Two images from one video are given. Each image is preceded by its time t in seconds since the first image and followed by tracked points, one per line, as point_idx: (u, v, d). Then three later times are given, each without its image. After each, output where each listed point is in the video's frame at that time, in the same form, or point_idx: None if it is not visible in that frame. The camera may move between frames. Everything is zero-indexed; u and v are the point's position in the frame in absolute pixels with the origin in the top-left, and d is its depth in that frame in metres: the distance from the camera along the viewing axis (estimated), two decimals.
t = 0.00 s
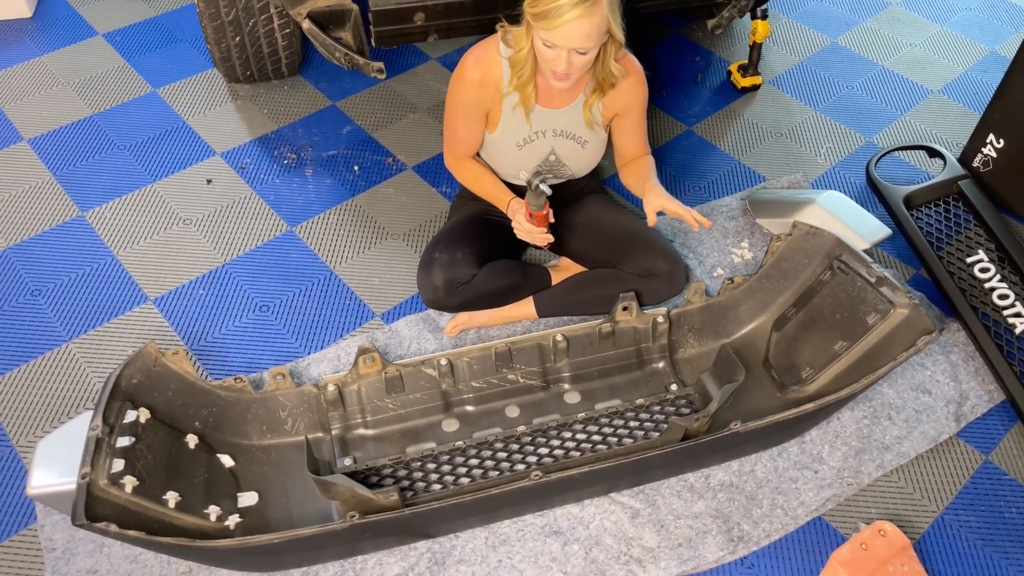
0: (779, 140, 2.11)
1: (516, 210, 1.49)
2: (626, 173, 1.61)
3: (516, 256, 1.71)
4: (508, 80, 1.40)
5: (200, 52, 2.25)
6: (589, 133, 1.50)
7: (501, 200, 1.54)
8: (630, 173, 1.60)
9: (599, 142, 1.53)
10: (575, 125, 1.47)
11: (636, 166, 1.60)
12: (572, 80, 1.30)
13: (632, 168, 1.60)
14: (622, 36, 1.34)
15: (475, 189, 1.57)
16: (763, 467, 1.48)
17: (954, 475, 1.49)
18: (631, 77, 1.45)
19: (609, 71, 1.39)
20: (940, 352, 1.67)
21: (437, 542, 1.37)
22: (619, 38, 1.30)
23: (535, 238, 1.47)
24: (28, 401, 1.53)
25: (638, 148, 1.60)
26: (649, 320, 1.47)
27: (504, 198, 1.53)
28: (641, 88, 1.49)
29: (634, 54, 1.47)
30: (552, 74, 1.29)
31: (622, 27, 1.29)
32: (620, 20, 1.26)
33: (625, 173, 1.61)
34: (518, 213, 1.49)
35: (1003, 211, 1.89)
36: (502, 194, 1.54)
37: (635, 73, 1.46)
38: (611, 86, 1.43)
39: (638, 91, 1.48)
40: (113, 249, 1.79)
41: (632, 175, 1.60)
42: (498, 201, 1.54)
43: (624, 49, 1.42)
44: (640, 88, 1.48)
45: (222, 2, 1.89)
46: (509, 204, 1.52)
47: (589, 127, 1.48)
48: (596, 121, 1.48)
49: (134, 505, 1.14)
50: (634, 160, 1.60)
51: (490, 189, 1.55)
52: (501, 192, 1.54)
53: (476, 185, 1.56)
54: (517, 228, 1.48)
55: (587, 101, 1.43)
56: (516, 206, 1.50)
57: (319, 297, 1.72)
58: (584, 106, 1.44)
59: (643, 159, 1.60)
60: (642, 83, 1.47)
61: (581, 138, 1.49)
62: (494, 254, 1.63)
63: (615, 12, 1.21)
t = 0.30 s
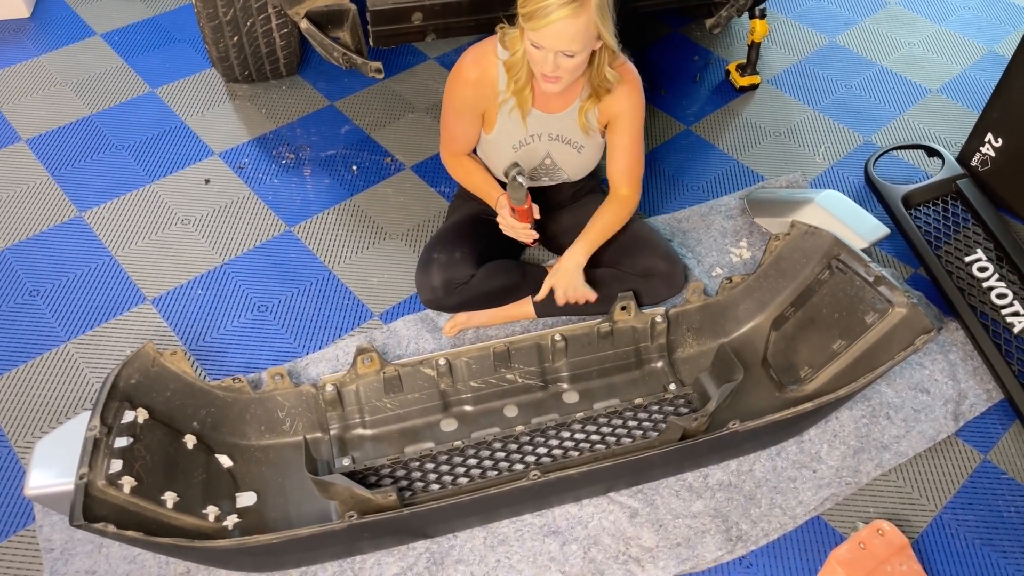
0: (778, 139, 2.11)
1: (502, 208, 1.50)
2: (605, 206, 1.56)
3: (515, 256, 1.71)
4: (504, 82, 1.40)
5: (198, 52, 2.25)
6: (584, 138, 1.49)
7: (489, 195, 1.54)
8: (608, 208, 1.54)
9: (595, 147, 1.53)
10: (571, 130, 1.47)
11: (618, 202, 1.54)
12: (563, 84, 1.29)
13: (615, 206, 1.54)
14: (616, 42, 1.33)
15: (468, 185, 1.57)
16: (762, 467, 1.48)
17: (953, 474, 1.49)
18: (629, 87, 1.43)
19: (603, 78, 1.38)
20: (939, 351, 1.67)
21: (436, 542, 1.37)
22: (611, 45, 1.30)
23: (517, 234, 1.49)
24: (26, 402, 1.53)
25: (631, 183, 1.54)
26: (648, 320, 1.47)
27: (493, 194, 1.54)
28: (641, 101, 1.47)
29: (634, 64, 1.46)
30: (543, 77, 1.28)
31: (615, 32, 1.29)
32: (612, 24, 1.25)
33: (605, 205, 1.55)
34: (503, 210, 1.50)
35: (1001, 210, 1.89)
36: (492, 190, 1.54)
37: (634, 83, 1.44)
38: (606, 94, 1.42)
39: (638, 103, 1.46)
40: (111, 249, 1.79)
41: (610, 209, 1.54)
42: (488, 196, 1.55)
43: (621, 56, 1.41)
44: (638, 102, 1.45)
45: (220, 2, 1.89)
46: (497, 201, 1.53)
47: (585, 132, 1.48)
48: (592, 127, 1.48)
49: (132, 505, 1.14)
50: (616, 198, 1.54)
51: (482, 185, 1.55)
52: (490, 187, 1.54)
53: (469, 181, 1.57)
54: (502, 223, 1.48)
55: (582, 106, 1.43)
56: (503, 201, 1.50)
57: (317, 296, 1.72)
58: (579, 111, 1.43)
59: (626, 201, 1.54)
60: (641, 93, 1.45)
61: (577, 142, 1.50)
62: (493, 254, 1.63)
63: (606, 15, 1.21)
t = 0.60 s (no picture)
0: (775, 139, 2.11)
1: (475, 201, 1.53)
2: (586, 230, 1.52)
3: (513, 256, 1.71)
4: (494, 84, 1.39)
5: (196, 52, 2.26)
6: (572, 147, 1.47)
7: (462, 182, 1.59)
8: (590, 232, 1.50)
9: (583, 157, 1.50)
10: (557, 138, 1.45)
11: (600, 225, 1.50)
12: (548, 90, 1.29)
13: (598, 232, 1.50)
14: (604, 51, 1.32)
15: (451, 176, 1.61)
16: (760, 466, 1.48)
17: (950, 472, 1.49)
18: (617, 100, 1.41)
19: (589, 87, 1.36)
20: (936, 350, 1.67)
21: (434, 541, 1.37)
22: (598, 53, 1.29)
23: (480, 226, 1.48)
24: (25, 402, 1.53)
25: (613, 205, 1.49)
26: (645, 319, 1.48)
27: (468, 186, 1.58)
28: (631, 116, 1.43)
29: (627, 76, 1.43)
30: (528, 82, 1.28)
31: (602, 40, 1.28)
32: (598, 31, 1.25)
33: (586, 229, 1.51)
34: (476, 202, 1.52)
35: (999, 209, 1.89)
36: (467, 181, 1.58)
37: (624, 96, 1.42)
38: (593, 105, 1.39)
39: (627, 118, 1.43)
40: (109, 249, 1.79)
41: (592, 234, 1.50)
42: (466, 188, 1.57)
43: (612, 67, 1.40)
44: (627, 118, 1.42)
45: (219, 3, 1.90)
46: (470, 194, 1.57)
47: (572, 142, 1.46)
48: (580, 137, 1.45)
49: (130, 505, 1.15)
50: (598, 224, 1.49)
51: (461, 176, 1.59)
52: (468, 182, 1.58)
53: (452, 173, 1.60)
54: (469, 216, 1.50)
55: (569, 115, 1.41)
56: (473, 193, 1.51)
57: (316, 297, 1.73)
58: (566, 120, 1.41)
59: (608, 225, 1.50)
60: (631, 107, 1.42)
61: (564, 151, 1.47)
62: (491, 254, 1.64)
63: (592, 22, 1.21)
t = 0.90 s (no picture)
0: (774, 139, 2.12)
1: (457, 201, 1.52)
2: (587, 231, 1.52)
3: (512, 257, 1.71)
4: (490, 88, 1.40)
5: (194, 53, 2.25)
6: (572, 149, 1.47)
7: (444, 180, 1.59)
8: (591, 232, 1.50)
9: (583, 158, 1.51)
10: (556, 140, 1.45)
11: (600, 225, 1.50)
12: (542, 94, 1.29)
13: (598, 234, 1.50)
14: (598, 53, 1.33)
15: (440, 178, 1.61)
16: (759, 466, 1.48)
17: (949, 472, 1.49)
18: (616, 101, 1.41)
19: (585, 90, 1.36)
20: (935, 350, 1.67)
21: (434, 542, 1.37)
22: (592, 56, 1.29)
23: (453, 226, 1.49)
24: (23, 403, 1.53)
25: (613, 206, 1.49)
26: (645, 319, 1.48)
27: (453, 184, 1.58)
28: (630, 118, 1.44)
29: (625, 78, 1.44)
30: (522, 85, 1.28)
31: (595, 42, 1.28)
32: (591, 33, 1.25)
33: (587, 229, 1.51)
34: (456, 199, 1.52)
35: (997, 209, 1.90)
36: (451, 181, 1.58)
37: (623, 97, 1.42)
38: (591, 107, 1.40)
39: (626, 120, 1.43)
40: (108, 250, 1.79)
41: (593, 234, 1.50)
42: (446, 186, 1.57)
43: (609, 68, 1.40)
44: (627, 119, 1.43)
45: (218, 3, 1.89)
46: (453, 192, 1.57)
47: (572, 144, 1.46)
48: (579, 138, 1.46)
49: (129, 506, 1.14)
50: (598, 224, 1.49)
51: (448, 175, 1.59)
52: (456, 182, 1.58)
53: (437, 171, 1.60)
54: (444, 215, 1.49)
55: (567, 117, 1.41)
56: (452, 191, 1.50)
57: (315, 298, 1.73)
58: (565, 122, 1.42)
59: (607, 227, 1.50)
60: (629, 108, 1.43)
61: (564, 153, 1.48)
62: (490, 255, 1.64)
63: (584, 24, 1.21)
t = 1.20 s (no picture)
0: (773, 140, 2.12)
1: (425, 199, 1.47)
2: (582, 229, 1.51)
3: (512, 258, 1.71)
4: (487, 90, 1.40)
5: (193, 54, 2.25)
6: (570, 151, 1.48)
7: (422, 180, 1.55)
8: (586, 229, 1.50)
9: (580, 161, 1.51)
10: (553, 142, 1.45)
11: (597, 223, 1.50)
12: (539, 94, 1.29)
13: (594, 230, 1.49)
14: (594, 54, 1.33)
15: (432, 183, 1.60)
16: (759, 467, 1.48)
17: (949, 473, 1.49)
18: (612, 103, 1.41)
19: (581, 91, 1.37)
20: (935, 351, 1.67)
21: (434, 544, 1.37)
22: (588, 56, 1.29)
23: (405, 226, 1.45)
24: (23, 405, 1.53)
25: (610, 204, 1.49)
26: (644, 320, 1.48)
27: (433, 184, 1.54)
28: (626, 120, 1.44)
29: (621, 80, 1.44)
30: (518, 86, 1.28)
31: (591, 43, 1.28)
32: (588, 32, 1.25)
33: (583, 226, 1.50)
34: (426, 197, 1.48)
35: (997, 210, 1.90)
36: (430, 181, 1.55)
37: (619, 99, 1.42)
38: (588, 109, 1.40)
39: (623, 122, 1.43)
40: (107, 252, 1.79)
41: (590, 232, 1.49)
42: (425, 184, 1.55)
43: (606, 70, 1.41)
44: (623, 120, 1.43)
45: (217, 4, 1.89)
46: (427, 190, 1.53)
47: (569, 146, 1.46)
48: (577, 141, 1.46)
49: (129, 509, 1.14)
50: (594, 222, 1.49)
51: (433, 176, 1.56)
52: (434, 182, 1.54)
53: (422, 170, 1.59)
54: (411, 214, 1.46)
55: (564, 120, 1.41)
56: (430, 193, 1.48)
57: (315, 299, 1.72)
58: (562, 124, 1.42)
59: (604, 226, 1.49)
60: (626, 111, 1.43)
61: (561, 155, 1.48)
62: (490, 256, 1.63)
63: (582, 24, 1.22)
